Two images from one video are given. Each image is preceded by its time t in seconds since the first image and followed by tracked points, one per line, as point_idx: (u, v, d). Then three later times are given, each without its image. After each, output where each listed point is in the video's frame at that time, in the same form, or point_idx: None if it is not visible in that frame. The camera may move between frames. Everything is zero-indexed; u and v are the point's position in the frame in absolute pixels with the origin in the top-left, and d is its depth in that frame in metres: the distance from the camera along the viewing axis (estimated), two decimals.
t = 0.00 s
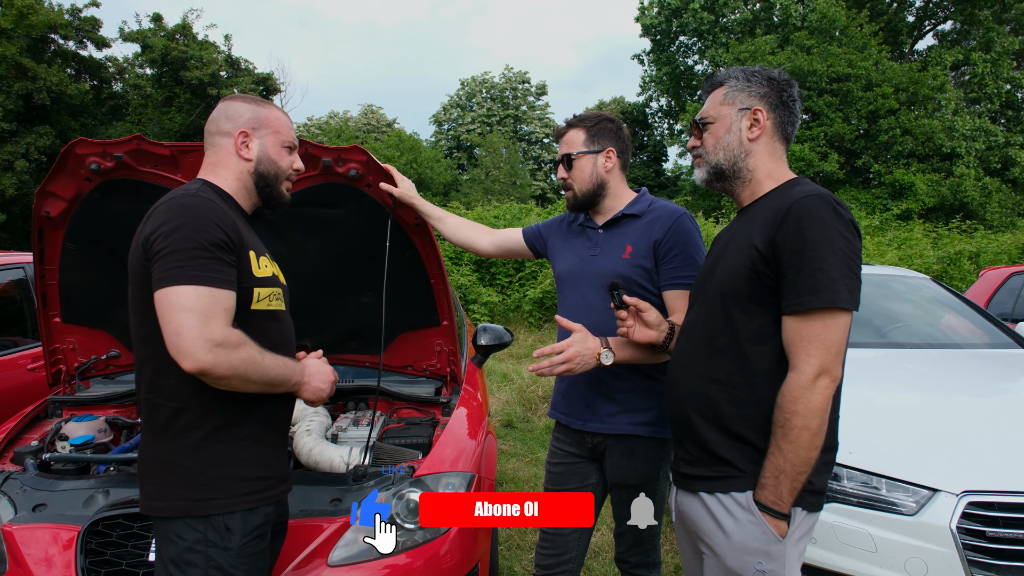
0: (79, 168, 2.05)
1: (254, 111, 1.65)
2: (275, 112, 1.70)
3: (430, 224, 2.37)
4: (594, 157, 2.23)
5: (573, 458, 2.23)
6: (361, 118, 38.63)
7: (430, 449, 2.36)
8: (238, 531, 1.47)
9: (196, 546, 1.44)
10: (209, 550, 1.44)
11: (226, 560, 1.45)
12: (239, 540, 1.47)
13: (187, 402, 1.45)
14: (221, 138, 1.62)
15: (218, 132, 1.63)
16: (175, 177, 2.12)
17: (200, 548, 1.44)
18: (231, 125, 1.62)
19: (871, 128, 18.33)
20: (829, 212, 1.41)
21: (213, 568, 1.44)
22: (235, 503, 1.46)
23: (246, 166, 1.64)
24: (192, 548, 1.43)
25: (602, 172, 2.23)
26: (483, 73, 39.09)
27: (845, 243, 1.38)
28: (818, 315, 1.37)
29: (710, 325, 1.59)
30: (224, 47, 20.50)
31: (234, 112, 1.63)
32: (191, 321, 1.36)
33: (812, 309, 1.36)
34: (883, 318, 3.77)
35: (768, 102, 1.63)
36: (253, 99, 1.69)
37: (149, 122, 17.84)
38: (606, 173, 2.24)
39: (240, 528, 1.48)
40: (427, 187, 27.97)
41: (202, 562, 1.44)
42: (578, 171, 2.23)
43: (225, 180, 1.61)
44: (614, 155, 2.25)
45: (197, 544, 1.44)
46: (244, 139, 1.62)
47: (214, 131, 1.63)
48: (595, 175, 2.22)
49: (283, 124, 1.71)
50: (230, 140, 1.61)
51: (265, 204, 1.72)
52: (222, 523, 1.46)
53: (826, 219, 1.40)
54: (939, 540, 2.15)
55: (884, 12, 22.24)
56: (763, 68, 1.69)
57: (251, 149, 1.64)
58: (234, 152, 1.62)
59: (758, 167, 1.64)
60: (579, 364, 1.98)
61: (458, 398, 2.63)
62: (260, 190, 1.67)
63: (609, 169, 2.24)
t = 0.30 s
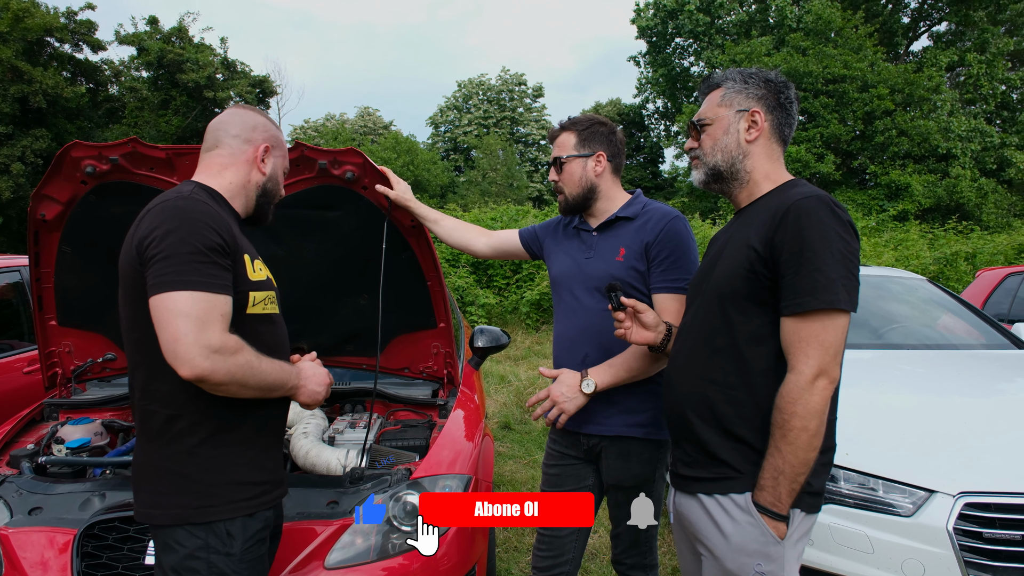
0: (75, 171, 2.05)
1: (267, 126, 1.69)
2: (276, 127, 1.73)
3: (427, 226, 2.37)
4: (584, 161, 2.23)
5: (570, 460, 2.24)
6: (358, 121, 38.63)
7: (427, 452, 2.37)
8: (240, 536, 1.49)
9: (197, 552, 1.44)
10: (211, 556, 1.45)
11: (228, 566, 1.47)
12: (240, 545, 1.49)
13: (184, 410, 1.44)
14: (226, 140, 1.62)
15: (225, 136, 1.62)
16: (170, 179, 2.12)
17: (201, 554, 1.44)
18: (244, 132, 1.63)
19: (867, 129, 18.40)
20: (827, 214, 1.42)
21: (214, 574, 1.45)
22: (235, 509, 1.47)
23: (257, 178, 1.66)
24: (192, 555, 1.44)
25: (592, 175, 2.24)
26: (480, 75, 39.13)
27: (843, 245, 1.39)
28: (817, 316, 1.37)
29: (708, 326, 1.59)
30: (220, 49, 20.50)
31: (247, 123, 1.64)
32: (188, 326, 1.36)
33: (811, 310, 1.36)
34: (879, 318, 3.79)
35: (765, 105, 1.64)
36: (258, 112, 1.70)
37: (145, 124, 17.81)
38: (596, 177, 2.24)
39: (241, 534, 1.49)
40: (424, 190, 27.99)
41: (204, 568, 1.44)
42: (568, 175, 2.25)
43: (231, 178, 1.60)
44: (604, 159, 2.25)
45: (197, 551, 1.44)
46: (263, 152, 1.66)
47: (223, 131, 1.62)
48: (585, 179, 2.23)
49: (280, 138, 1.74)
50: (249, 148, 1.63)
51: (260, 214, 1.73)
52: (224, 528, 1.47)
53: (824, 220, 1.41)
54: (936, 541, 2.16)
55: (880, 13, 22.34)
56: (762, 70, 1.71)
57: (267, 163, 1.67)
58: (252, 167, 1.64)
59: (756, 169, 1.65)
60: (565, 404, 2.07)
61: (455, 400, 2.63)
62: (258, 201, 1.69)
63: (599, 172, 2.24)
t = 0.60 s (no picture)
0: (74, 172, 2.06)
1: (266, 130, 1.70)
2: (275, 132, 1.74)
3: (426, 227, 2.38)
4: (580, 162, 2.24)
5: (569, 460, 2.24)
6: (359, 122, 38.67)
7: (427, 452, 2.37)
8: (248, 539, 1.50)
9: (204, 556, 1.44)
10: (218, 560, 1.45)
11: (236, 570, 1.48)
12: (249, 549, 1.50)
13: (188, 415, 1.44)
14: (225, 141, 1.62)
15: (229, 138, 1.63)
16: (167, 180, 2.13)
17: (209, 558, 1.45)
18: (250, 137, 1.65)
19: (869, 130, 18.36)
20: (830, 215, 1.42)
21: None
22: (243, 512, 1.47)
23: (256, 182, 1.67)
24: (200, 559, 1.44)
25: (588, 176, 2.24)
26: (481, 76, 39.16)
27: (846, 246, 1.39)
28: (818, 318, 1.37)
29: (708, 327, 1.59)
30: (221, 51, 20.53)
31: (251, 126, 1.66)
32: (208, 328, 1.36)
33: (814, 312, 1.36)
34: (880, 319, 3.78)
35: (769, 105, 1.64)
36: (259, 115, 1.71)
37: (147, 127, 17.82)
38: (592, 178, 2.24)
39: (250, 537, 1.50)
40: (426, 191, 28.00)
41: (210, 571, 1.45)
42: (564, 175, 2.25)
43: (228, 180, 1.61)
44: (600, 160, 2.25)
45: (205, 555, 1.44)
46: (262, 157, 1.67)
47: (221, 133, 1.62)
48: (581, 180, 2.23)
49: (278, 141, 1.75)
50: (249, 151, 1.64)
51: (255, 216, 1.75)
52: (232, 532, 1.47)
53: (827, 222, 1.41)
54: (935, 543, 2.16)
55: (882, 13, 22.32)
56: (764, 70, 1.71)
57: (265, 167, 1.68)
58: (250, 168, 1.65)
59: (758, 169, 1.65)
60: (640, 471, 1.99)
61: (455, 401, 2.64)
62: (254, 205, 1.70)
63: (594, 174, 2.24)
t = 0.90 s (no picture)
0: (75, 173, 2.06)
1: (233, 106, 1.65)
2: (254, 109, 1.70)
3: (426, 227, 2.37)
4: (581, 163, 2.24)
5: (569, 461, 2.24)
6: (361, 121, 38.71)
7: (427, 452, 2.37)
8: (254, 541, 1.50)
9: (210, 558, 1.45)
10: (224, 561, 1.46)
11: (241, 571, 1.48)
12: (255, 550, 1.50)
13: (194, 418, 1.44)
14: (202, 134, 1.61)
15: (199, 128, 1.62)
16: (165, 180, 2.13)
17: (215, 559, 1.45)
18: (213, 120, 1.62)
19: (872, 129, 18.31)
20: (831, 215, 1.41)
21: None
22: (250, 512, 1.48)
23: (233, 161, 1.64)
24: (205, 560, 1.44)
25: (588, 177, 2.24)
26: (484, 75, 39.15)
27: (846, 246, 1.39)
28: (819, 319, 1.37)
29: (709, 328, 1.59)
30: (224, 50, 20.58)
31: (213, 108, 1.63)
32: (222, 327, 1.37)
33: (815, 313, 1.36)
34: (882, 320, 3.77)
35: (770, 103, 1.64)
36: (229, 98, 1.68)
37: (150, 126, 17.84)
38: (592, 178, 2.24)
39: (256, 539, 1.51)
40: (428, 190, 28.01)
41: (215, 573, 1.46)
42: (564, 176, 2.25)
43: (212, 176, 1.60)
44: (600, 160, 2.25)
45: (210, 556, 1.45)
46: (227, 134, 1.62)
47: (195, 127, 1.62)
48: (582, 181, 2.23)
49: (263, 119, 1.72)
50: (217, 136, 1.61)
51: (253, 200, 1.73)
52: (238, 534, 1.48)
53: (828, 222, 1.40)
54: (936, 544, 2.16)
55: (886, 12, 22.24)
56: (764, 68, 1.70)
57: (235, 143, 1.64)
58: (218, 147, 1.61)
59: (759, 168, 1.65)
60: (588, 432, 1.92)
61: (455, 400, 2.64)
62: (248, 186, 1.68)
63: (595, 174, 2.24)
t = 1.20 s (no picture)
0: (76, 171, 2.07)
1: (232, 101, 1.66)
2: (253, 104, 1.71)
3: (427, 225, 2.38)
4: (581, 162, 2.23)
5: (569, 457, 2.24)
6: (363, 120, 38.72)
7: (428, 448, 2.38)
8: (253, 539, 1.51)
9: (209, 556, 1.45)
10: (224, 558, 1.47)
11: (241, 569, 1.49)
12: (253, 548, 1.51)
13: (192, 418, 1.45)
14: (200, 131, 1.62)
15: (195, 123, 1.62)
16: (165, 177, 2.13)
17: (213, 557, 1.46)
18: (211, 115, 1.62)
19: (874, 126, 18.25)
20: (830, 212, 1.41)
21: None
22: (249, 511, 1.48)
23: (228, 157, 1.64)
24: (204, 558, 1.45)
25: (589, 176, 2.24)
26: (485, 73, 39.10)
27: (846, 243, 1.39)
28: (818, 316, 1.37)
29: (709, 326, 1.59)
30: (225, 49, 20.59)
31: (211, 102, 1.63)
32: (206, 328, 1.37)
33: (813, 310, 1.36)
34: (883, 317, 3.77)
35: (771, 100, 1.64)
36: (224, 92, 1.68)
37: (152, 125, 17.84)
38: (593, 177, 2.24)
39: (254, 537, 1.51)
40: (429, 188, 28.00)
41: (214, 571, 1.46)
42: (566, 176, 2.26)
43: (208, 172, 1.60)
44: (600, 159, 2.24)
45: (209, 554, 1.45)
46: (224, 129, 1.63)
47: (192, 122, 1.63)
48: (583, 180, 2.23)
49: (261, 115, 1.72)
50: (214, 131, 1.62)
51: (248, 197, 1.73)
52: (236, 532, 1.48)
53: (827, 220, 1.40)
54: (936, 540, 2.16)
55: (887, 9, 22.18)
56: (766, 64, 1.70)
57: (232, 140, 1.64)
58: (214, 144, 1.62)
59: (760, 165, 1.65)
60: (550, 400, 2.05)
61: (455, 397, 2.64)
62: (243, 182, 1.68)
63: (596, 173, 2.24)
